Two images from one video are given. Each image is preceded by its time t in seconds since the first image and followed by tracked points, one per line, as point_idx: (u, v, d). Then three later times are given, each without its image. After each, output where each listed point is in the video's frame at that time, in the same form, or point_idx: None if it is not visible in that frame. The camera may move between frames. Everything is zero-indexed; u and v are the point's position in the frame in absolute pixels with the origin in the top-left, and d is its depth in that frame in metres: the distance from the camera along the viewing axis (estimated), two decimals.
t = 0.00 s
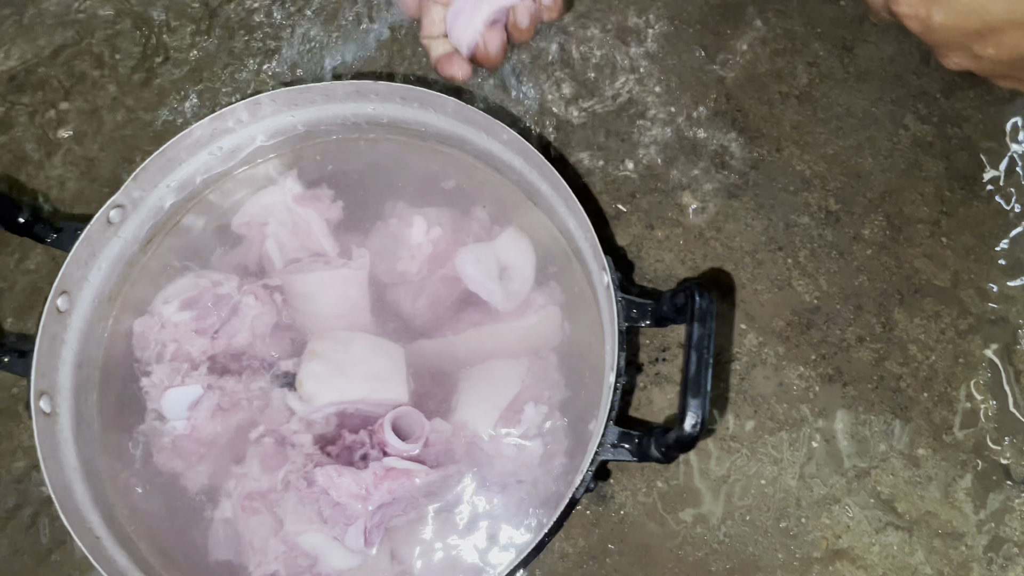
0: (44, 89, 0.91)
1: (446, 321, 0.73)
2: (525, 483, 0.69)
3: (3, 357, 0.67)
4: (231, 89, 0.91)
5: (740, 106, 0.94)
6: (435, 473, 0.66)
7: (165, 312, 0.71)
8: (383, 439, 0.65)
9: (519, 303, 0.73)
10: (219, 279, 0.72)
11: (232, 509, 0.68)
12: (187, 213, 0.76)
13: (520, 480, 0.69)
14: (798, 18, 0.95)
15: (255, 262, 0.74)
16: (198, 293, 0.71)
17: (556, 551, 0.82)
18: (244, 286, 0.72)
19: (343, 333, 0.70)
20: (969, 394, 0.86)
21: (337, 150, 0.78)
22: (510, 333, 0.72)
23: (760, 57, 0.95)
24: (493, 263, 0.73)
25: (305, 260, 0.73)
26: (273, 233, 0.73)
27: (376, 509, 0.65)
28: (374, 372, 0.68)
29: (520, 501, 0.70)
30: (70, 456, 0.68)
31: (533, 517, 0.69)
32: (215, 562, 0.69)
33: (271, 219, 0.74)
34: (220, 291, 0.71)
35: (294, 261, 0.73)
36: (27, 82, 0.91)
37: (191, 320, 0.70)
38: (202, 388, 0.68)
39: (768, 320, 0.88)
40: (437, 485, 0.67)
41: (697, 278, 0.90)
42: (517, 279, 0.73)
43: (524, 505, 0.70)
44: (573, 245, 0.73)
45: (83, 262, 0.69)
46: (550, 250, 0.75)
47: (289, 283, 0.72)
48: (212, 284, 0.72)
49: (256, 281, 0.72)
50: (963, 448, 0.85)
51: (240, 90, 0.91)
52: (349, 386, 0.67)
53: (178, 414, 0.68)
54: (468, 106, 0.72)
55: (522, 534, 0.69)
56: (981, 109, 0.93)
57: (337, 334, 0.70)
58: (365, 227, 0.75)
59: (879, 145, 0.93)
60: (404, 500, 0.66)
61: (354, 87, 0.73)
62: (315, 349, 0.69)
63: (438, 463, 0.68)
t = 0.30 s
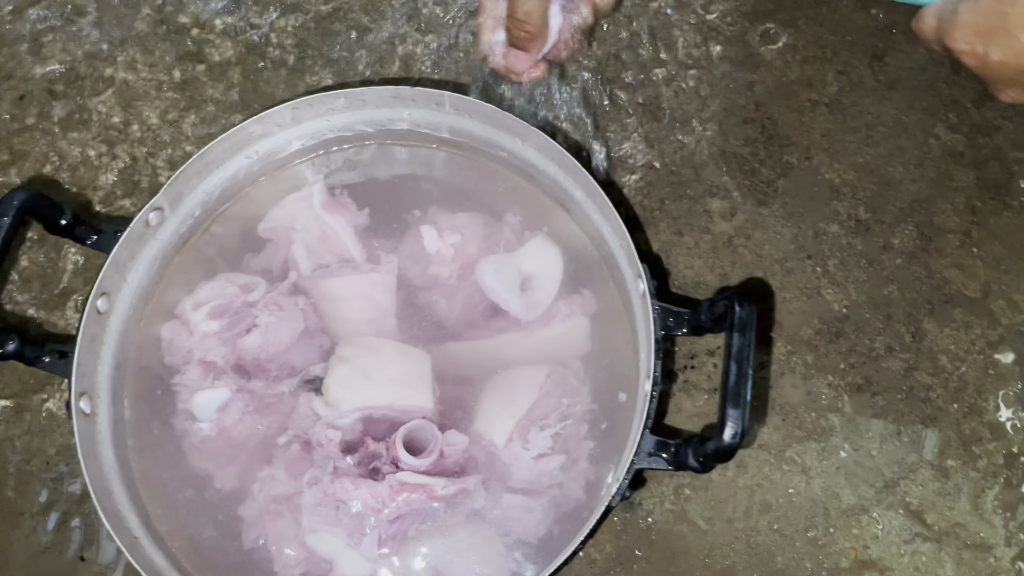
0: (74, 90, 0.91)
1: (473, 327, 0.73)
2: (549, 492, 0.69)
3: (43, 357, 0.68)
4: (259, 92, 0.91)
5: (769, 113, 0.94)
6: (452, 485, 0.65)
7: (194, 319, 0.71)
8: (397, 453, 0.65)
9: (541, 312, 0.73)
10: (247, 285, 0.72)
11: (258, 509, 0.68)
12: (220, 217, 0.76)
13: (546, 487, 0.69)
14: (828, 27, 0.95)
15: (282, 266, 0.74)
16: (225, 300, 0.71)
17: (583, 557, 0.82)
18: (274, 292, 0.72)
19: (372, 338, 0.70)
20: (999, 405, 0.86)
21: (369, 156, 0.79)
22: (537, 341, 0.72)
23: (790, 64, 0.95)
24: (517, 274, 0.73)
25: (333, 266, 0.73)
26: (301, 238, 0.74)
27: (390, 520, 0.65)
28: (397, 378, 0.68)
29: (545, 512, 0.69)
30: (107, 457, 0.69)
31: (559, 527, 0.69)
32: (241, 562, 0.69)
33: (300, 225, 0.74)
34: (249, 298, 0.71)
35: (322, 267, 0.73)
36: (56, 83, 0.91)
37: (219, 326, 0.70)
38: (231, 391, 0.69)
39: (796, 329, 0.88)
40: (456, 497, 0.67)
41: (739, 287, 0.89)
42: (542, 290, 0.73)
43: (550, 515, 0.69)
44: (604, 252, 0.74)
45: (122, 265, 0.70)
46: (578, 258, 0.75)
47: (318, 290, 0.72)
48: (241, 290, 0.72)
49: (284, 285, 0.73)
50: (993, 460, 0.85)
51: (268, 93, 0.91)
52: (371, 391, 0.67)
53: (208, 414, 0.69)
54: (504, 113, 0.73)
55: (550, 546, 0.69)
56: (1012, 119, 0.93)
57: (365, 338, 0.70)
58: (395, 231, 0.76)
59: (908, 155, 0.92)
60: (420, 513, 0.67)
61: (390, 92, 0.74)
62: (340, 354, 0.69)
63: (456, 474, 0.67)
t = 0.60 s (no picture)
0: (104, 97, 0.92)
1: (501, 334, 0.73)
2: (579, 499, 0.69)
3: (77, 361, 0.68)
4: (285, 97, 0.91)
5: (795, 122, 0.93)
6: (487, 484, 0.66)
7: (227, 321, 0.71)
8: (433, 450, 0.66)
9: (576, 318, 0.73)
10: (279, 289, 0.73)
11: (290, 512, 0.68)
12: (250, 222, 0.77)
13: (574, 496, 0.69)
14: (854, 36, 0.95)
15: (316, 272, 0.75)
16: (259, 303, 0.72)
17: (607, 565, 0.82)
18: (305, 297, 0.73)
19: (405, 342, 0.71)
20: None
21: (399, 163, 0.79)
22: (566, 349, 0.72)
23: (816, 73, 0.94)
24: (551, 280, 0.73)
25: (365, 271, 0.74)
26: (335, 243, 0.74)
27: (424, 519, 0.66)
28: (430, 381, 0.68)
29: (575, 519, 0.69)
30: (139, 459, 0.69)
31: (589, 534, 0.69)
32: (271, 567, 0.69)
33: (332, 230, 0.75)
34: (283, 301, 0.72)
35: (353, 272, 0.74)
36: (86, 89, 0.92)
37: (253, 328, 0.71)
38: (260, 394, 0.69)
39: (821, 339, 0.88)
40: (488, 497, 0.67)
41: (770, 299, 0.89)
42: (574, 295, 0.73)
43: (580, 522, 0.69)
44: (633, 261, 0.74)
45: (155, 270, 0.70)
46: (607, 266, 0.75)
47: (349, 296, 0.73)
48: (274, 294, 0.72)
49: (317, 291, 0.73)
50: (1019, 472, 0.84)
51: (293, 99, 0.91)
52: (406, 394, 0.67)
53: (239, 415, 0.69)
54: (535, 120, 0.73)
55: (580, 554, 0.69)
56: None
57: (398, 342, 0.71)
58: (425, 239, 0.76)
59: (935, 165, 0.92)
60: (453, 514, 0.67)
61: (421, 99, 0.74)
62: (372, 358, 0.69)
63: (490, 474, 0.68)
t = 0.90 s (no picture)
0: (120, 101, 0.93)
1: (511, 340, 0.74)
2: (586, 507, 0.69)
3: (93, 365, 0.69)
4: (298, 104, 0.92)
5: (806, 130, 0.94)
6: (490, 491, 0.66)
7: (239, 326, 0.72)
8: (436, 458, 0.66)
9: (586, 326, 0.73)
10: (291, 295, 0.73)
11: (299, 518, 0.69)
12: (265, 227, 0.77)
13: (583, 502, 0.69)
14: (866, 44, 0.96)
15: (328, 278, 0.75)
16: (270, 309, 0.72)
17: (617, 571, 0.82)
18: (317, 303, 0.73)
19: (414, 348, 0.71)
20: None
21: (412, 171, 0.80)
22: (576, 356, 0.72)
23: (827, 81, 0.95)
24: (560, 288, 0.74)
25: (377, 278, 0.74)
26: (347, 250, 0.75)
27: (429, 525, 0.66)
28: (438, 389, 0.69)
29: (582, 526, 0.69)
30: (153, 463, 0.69)
31: (595, 542, 0.69)
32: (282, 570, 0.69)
33: (345, 237, 0.75)
34: (293, 307, 0.72)
35: (366, 279, 0.75)
36: (101, 95, 0.93)
37: (265, 334, 0.71)
38: (272, 399, 0.70)
39: (832, 347, 0.88)
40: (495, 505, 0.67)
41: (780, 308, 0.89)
42: (584, 303, 0.74)
43: (586, 529, 0.69)
44: (644, 269, 0.74)
45: (171, 275, 0.71)
46: (618, 273, 0.76)
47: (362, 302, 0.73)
48: (287, 300, 0.73)
49: (329, 297, 0.74)
50: None
51: (305, 105, 0.92)
52: (414, 402, 0.68)
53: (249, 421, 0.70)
54: (548, 129, 0.73)
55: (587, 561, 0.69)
56: None
57: (408, 348, 0.71)
58: (437, 245, 0.77)
59: (946, 174, 0.92)
60: (459, 520, 0.67)
61: (435, 107, 0.74)
62: (382, 364, 0.70)
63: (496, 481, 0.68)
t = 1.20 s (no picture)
0: (125, 105, 0.94)
1: (511, 341, 0.74)
2: (584, 507, 0.70)
3: (97, 364, 0.70)
4: (301, 106, 0.93)
5: (806, 134, 0.94)
6: (487, 488, 0.66)
7: (241, 324, 0.72)
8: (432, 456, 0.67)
9: (586, 326, 0.74)
10: (293, 295, 0.74)
11: (300, 516, 0.69)
12: (268, 227, 0.78)
13: (582, 502, 0.69)
14: (866, 49, 0.96)
15: (331, 278, 0.76)
16: (274, 309, 0.73)
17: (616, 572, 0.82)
18: (319, 302, 0.74)
19: (415, 348, 0.72)
20: None
21: (414, 173, 0.81)
22: (576, 357, 0.72)
23: (827, 85, 0.95)
24: (561, 288, 0.74)
25: (379, 278, 0.75)
26: (350, 250, 0.76)
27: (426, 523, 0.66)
28: (438, 388, 0.69)
29: (580, 526, 0.69)
30: (155, 461, 0.70)
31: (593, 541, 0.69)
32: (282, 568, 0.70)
33: (347, 237, 0.76)
34: (297, 307, 0.73)
35: (368, 279, 0.75)
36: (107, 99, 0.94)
37: (268, 332, 0.72)
38: (273, 398, 0.71)
39: (831, 349, 0.88)
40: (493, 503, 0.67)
41: (778, 309, 0.89)
42: (584, 303, 0.74)
43: (585, 529, 0.70)
44: (643, 270, 0.75)
45: (174, 275, 0.72)
46: (618, 274, 0.76)
47: (363, 302, 0.74)
48: (289, 299, 0.74)
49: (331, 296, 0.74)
50: None
51: (309, 109, 0.93)
52: (415, 401, 0.68)
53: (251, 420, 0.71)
54: (548, 132, 0.74)
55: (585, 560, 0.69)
56: None
57: (409, 348, 0.72)
58: (438, 246, 0.77)
59: (946, 177, 0.93)
60: (456, 518, 0.67)
61: (436, 110, 0.75)
62: (383, 364, 0.70)
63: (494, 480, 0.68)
